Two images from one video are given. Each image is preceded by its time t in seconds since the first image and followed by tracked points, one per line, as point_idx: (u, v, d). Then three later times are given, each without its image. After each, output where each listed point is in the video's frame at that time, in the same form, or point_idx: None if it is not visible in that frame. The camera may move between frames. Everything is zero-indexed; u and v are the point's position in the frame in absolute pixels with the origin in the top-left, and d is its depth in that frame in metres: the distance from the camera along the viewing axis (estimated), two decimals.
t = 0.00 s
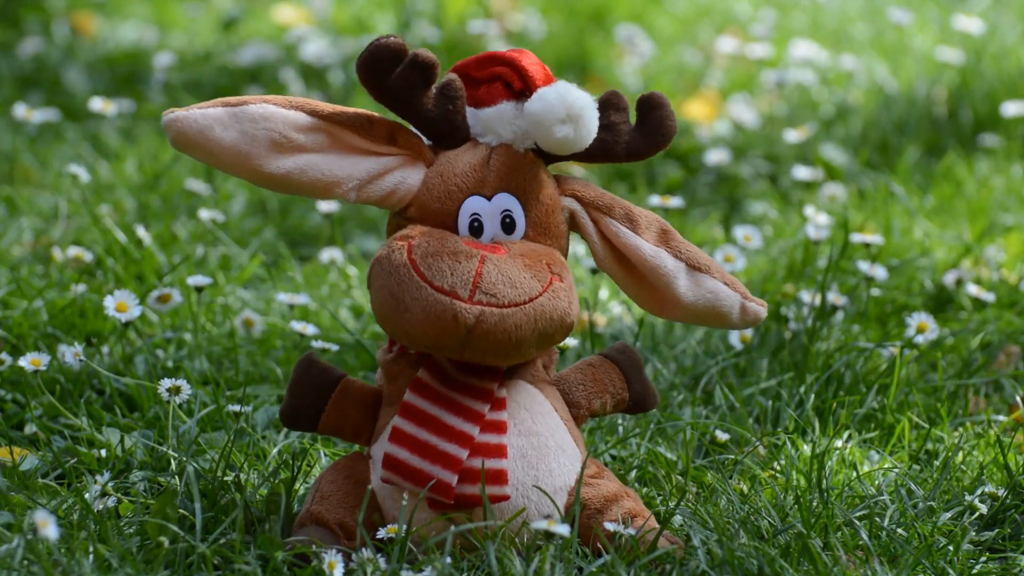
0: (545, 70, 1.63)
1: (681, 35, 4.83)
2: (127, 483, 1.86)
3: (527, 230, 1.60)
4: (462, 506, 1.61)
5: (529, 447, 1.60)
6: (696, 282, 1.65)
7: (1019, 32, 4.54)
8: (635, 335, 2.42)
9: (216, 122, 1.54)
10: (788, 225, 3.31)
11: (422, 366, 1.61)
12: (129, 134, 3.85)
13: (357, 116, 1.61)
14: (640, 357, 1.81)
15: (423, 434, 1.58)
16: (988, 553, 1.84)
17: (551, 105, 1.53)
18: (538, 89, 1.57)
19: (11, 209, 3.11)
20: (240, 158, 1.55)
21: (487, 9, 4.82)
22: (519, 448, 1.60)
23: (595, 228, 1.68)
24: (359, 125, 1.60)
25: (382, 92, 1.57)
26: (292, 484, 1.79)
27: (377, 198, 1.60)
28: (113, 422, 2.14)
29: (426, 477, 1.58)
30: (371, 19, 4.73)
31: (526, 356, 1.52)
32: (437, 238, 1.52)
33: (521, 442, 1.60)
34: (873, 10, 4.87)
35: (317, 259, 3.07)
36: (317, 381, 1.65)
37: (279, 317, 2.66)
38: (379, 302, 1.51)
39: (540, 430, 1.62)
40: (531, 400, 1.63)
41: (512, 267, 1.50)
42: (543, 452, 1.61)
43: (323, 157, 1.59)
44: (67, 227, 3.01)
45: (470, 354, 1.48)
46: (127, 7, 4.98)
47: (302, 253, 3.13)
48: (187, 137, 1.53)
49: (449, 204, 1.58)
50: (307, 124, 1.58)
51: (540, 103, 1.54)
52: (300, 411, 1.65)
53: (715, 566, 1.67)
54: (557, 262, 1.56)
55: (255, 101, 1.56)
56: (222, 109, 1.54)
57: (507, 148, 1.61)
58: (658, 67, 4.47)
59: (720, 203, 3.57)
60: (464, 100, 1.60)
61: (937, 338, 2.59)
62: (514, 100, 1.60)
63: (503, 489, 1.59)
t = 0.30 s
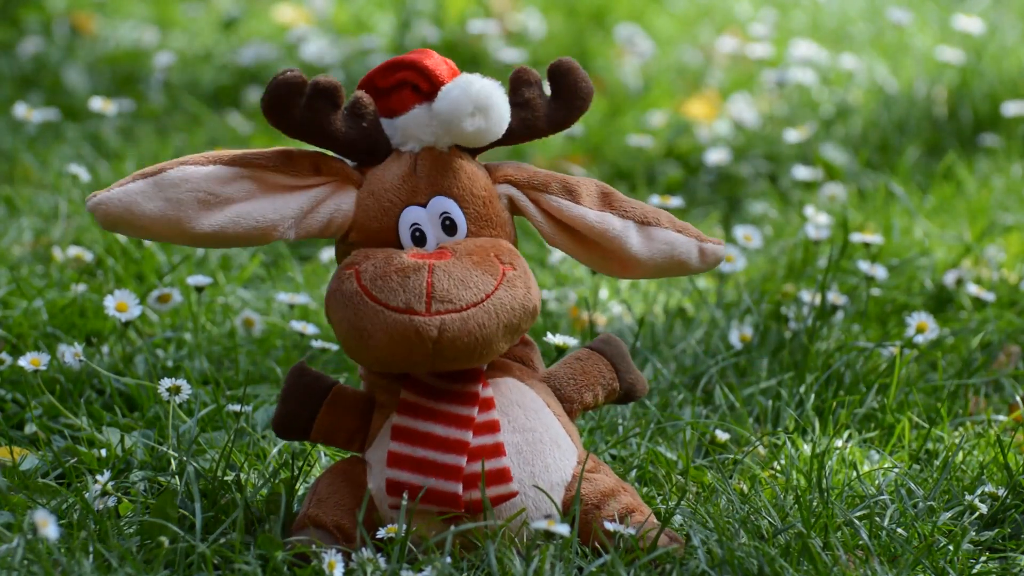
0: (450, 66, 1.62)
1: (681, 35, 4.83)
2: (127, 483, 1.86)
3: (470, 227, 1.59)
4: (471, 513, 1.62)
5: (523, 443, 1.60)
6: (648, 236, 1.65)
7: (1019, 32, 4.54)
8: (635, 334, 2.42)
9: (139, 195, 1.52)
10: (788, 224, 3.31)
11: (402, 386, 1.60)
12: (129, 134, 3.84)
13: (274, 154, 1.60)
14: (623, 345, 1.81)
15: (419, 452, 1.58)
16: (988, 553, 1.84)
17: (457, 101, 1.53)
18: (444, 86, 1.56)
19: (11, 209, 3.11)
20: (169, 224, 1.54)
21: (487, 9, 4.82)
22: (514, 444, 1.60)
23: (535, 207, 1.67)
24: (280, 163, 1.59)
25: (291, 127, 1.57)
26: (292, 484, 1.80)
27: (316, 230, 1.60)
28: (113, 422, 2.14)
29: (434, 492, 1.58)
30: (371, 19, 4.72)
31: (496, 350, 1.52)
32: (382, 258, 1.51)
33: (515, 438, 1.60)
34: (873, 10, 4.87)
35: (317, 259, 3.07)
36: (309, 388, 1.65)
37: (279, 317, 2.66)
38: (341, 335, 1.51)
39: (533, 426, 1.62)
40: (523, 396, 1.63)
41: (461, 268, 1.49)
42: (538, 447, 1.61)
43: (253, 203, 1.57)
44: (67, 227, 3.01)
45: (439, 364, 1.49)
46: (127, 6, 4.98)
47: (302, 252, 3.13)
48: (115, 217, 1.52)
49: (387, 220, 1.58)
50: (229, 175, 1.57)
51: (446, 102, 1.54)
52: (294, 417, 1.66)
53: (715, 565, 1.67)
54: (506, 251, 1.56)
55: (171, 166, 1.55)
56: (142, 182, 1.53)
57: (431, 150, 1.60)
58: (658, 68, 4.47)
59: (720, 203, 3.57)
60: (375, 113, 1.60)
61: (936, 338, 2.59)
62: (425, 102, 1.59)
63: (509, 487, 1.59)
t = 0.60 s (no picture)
0: (453, 53, 1.62)
1: (681, 35, 4.83)
2: (127, 483, 1.86)
3: (473, 212, 1.59)
4: (467, 502, 1.60)
5: (522, 441, 1.61)
6: (652, 229, 1.65)
7: (1019, 32, 4.54)
8: (635, 334, 2.42)
9: (142, 170, 1.52)
10: (787, 224, 3.31)
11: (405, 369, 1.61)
12: (129, 134, 3.85)
13: (279, 136, 1.60)
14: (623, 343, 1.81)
15: (420, 437, 1.57)
16: (988, 553, 1.84)
17: (458, 84, 1.53)
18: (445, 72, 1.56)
19: (11, 209, 3.11)
20: (173, 201, 1.54)
21: (487, 9, 4.82)
22: (514, 442, 1.60)
23: (539, 195, 1.67)
24: (284, 145, 1.59)
25: (298, 111, 1.56)
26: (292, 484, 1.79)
27: (320, 213, 1.60)
28: (113, 422, 2.14)
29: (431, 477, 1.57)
30: (371, 19, 4.72)
31: (498, 334, 1.52)
32: (386, 238, 1.52)
33: (515, 436, 1.60)
34: (873, 10, 4.87)
35: (317, 259, 3.07)
36: (305, 390, 1.65)
37: (279, 317, 2.66)
38: (344, 313, 1.52)
39: (532, 424, 1.62)
40: (521, 394, 1.63)
41: (464, 249, 1.50)
42: (537, 446, 1.61)
43: (256, 184, 1.57)
44: (67, 227, 3.01)
45: (440, 344, 1.48)
46: (127, 6, 4.97)
47: (302, 252, 3.13)
48: (118, 191, 1.52)
49: (391, 202, 1.58)
50: (233, 154, 1.57)
51: (448, 86, 1.54)
52: (291, 421, 1.66)
53: (715, 565, 1.67)
54: (508, 237, 1.56)
55: (176, 144, 1.55)
56: (147, 158, 1.53)
57: (435, 136, 1.60)
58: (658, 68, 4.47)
59: (720, 203, 3.57)
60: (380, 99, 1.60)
61: (936, 338, 2.59)
62: (429, 88, 1.59)
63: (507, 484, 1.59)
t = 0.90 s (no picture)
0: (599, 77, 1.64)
1: (681, 35, 4.83)
2: (127, 483, 1.86)
3: (561, 235, 1.61)
4: (459, 498, 1.60)
5: (531, 447, 1.61)
6: (722, 313, 1.65)
7: (1019, 32, 4.54)
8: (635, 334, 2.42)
9: (269, 84, 1.55)
10: (788, 225, 3.31)
11: (437, 353, 1.62)
12: (129, 134, 3.85)
13: (410, 98, 1.61)
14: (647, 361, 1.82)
15: (427, 421, 1.58)
16: (987, 554, 1.84)
17: (604, 113, 1.56)
18: (592, 97, 1.59)
19: (11, 209, 3.11)
20: (288, 123, 1.56)
21: (487, 9, 4.82)
22: (522, 447, 1.60)
23: (628, 244, 1.68)
24: (410, 108, 1.60)
25: (438, 81, 1.57)
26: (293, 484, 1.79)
27: (416, 184, 1.60)
28: (114, 422, 2.14)
29: (426, 464, 1.57)
30: (371, 19, 4.72)
31: (543, 359, 1.54)
32: (472, 230, 1.52)
33: (524, 441, 1.60)
34: (873, 10, 4.87)
35: (317, 259, 3.07)
36: (326, 371, 1.65)
37: (279, 317, 2.66)
38: (405, 284, 1.50)
39: (544, 431, 1.62)
40: (537, 401, 1.63)
41: (543, 267, 1.51)
42: (545, 452, 1.61)
43: (370, 134, 1.59)
44: (67, 227, 3.01)
45: (488, 346, 1.49)
46: (127, 6, 4.97)
47: (302, 252, 3.13)
48: (239, 96, 1.54)
49: (488, 198, 1.58)
50: (358, 99, 1.58)
51: (593, 110, 1.57)
52: (308, 401, 1.65)
53: (715, 565, 1.67)
54: (586, 271, 1.57)
55: (309, 71, 1.57)
56: (276, 74, 1.56)
57: (552, 151, 1.62)
58: (658, 67, 4.47)
59: (720, 203, 3.58)
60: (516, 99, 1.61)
61: (937, 338, 2.59)
62: (565, 104, 1.61)
63: (501, 485, 1.59)
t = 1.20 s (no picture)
0: (569, 75, 1.64)
1: (681, 35, 4.83)
2: (127, 483, 1.86)
3: (541, 234, 1.61)
4: (462, 504, 1.60)
5: (529, 446, 1.61)
6: (707, 296, 1.65)
7: (1019, 32, 4.54)
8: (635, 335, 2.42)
9: (239, 105, 1.55)
10: (788, 225, 3.31)
11: (426, 363, 1.62)
12: (129, 134, 3.85)
13: (379, 109, 1.61)
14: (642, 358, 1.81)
15: (424, 430, 1.58)
16: (987, 553, 1.84)
17: (573, 110, 1.55)
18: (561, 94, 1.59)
19: (11, 209, 3.11)
20: (260, 143, 1.56)
21: (487, 9, 4.82)
22: (520, 446, 1.60)
23: (608, 236, 1.68)
24: (381, 119, 1.61)
25: (405, 87, 1.58)
26: (293, 484, 1.79)
27: (392, 194, 1.61)
28: (114, 422, 2.14)
29: (425, 473, 1.57)
30: (371, 19, 4.72)
31: (532, 359, 1.53)
32: (450, 237, 1.52)
33: (522, 440, 1.60)
34: (873, 10, 4.87)
35: (317, 259, 3.07)
36: (319, 377, 1.65)
37: (279, 317, 2.66)
38: (388, 297, 1.51)
39: (541, 429, 1.62)
40: (533, 399, 1.63)
41: (523, 269, 1.51)
42: (544, 451, 1.61)
43: (342, 149, 1.60)
44: (67, 227, 3.01)
45: (475, 352, 1.49)
46: (127, 6, 4.97)
47: (302, 252, 3.13)
48: (209, 119, 1.54)
49: (465, 203, 1.58)
50: (329, 115, 1.59)
51: (563, 108, 1.56)
52: (302, 407, 1.65)
53: (715, 565, 1.67)
54: (568, 268, 1.57)
55: (278, 89, 1.58)
56: (245, 94, 1.56)
57: (526, 151, 1.61)
58: (658, 67, 4.47)
59: (720, 203, 3.58)
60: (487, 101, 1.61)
61: (937, 338, 2.59)
62: (537, 104, 1.61)
63: (502, 486, 1.59)
